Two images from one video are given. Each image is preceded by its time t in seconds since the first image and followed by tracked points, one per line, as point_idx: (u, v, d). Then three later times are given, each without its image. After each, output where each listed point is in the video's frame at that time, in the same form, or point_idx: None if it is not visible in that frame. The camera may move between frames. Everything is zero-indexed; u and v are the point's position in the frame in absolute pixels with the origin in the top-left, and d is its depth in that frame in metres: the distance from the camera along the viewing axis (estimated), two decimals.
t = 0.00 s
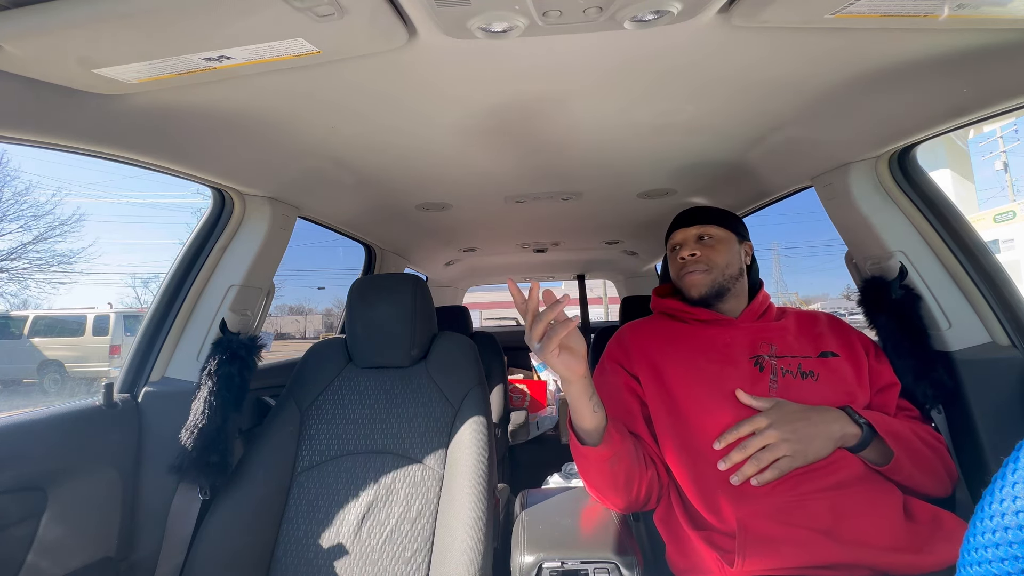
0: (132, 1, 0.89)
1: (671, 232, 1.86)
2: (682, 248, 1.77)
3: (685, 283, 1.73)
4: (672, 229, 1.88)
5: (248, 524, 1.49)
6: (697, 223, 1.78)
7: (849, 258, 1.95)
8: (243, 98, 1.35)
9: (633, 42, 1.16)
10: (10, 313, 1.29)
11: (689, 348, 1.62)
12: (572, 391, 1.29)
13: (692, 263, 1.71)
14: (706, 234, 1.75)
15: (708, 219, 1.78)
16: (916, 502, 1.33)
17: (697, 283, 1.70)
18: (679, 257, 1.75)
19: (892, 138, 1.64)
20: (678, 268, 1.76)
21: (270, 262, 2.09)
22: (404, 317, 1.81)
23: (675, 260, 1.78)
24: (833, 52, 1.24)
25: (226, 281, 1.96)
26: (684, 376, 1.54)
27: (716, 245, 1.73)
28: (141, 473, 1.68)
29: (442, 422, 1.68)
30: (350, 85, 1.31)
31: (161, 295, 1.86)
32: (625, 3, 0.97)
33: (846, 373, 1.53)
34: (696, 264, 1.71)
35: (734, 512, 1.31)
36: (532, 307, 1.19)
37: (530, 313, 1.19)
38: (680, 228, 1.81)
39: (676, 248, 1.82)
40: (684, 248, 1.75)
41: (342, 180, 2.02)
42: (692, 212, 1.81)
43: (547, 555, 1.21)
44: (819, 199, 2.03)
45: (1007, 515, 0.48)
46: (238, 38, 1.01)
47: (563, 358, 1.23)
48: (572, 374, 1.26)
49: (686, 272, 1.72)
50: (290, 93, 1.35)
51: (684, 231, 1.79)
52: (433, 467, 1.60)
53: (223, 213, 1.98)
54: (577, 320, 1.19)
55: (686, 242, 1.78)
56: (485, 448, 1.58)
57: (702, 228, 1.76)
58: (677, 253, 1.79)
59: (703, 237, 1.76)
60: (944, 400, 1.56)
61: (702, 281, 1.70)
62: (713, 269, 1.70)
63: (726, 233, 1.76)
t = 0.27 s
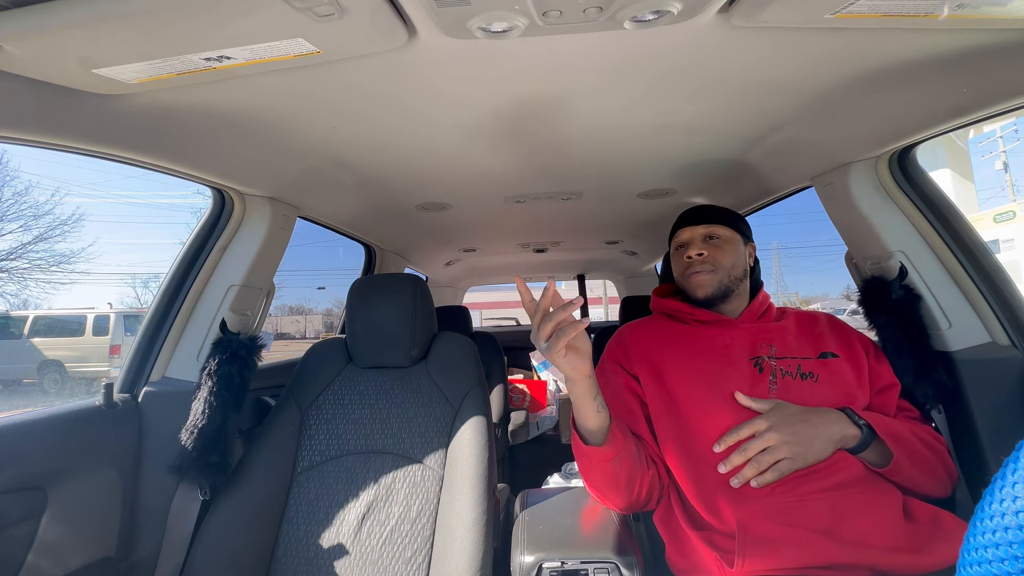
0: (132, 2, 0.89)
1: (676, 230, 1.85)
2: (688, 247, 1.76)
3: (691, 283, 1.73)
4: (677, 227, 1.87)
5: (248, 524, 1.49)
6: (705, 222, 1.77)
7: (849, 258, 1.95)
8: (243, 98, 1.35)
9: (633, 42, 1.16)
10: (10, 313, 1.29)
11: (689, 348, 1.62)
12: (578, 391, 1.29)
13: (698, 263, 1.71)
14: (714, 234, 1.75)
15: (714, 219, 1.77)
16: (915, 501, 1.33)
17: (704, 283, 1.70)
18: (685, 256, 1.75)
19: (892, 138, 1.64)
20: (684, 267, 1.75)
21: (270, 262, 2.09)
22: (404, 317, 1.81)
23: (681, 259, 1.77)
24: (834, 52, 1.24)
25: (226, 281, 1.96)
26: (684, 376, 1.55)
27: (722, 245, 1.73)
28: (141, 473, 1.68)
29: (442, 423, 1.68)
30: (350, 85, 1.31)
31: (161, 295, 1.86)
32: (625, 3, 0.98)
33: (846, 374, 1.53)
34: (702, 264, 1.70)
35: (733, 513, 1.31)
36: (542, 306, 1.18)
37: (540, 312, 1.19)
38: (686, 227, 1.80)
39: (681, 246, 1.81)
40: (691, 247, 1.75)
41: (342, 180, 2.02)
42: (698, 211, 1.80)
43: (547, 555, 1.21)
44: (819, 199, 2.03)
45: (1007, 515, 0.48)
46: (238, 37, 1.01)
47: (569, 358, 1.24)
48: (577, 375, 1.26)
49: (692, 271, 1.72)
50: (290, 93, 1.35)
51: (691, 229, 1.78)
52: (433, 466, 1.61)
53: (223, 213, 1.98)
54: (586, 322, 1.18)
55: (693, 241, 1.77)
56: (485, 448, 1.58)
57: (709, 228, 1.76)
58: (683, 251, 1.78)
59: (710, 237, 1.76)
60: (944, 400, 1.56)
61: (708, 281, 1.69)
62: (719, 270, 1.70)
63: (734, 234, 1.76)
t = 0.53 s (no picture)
0: (132, 2, 0.89)
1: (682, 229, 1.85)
2: (694, 247, 1.75)
3: (695, 282, 1.72)
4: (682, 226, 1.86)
5: (248, 524, 1.49)
6: (711, 222, 1.77)
7: (849, 258, 1.95)
8: (243, 98, 1.35)
9: (633, 43, 1.16)
10: (10, 313, 1.29)
11: (689, 348, 1.62)
12: (585, 393, 1.29)
13: (704, 263, 1.70)
14: (720, 234, 1.75)
15: (721, 219, 1.77)
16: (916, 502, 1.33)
17: (709, 283, 1.69)
18: (691, 255, 1.74)
19: (892, 138, 1.64)
20: (689, 267, 1.75)
21: (270, 262, 2.09)
22: (404, 317, 1.81)
23: (686, 259, 1.77)
24: (834, 52, 1.24)
25: (226, 281, 1.96)
26: (684, 376, 1.55)
27: (728, 246, 1.73)
28: (141, 473, 1.68)
29: (442, 423, 1.68)
30: (349, 85, 1.31)
31: (161, 295, 1.87)
32: (625, 3, 0.98)
33: (847, 375, 1.53)
34: (708, 264, 1.70)
35: (733, 513, 1.31)
36: (554, 307, 1.18)
37: (551, 312, 1.18)
38: (693, 226, 1.80)
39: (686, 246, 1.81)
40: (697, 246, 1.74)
41: (342, 180, 2.02)
42: (705, 210, 1.80)
43: (547, 555, 1.21)
44: (819, 199, 2.03)
45: (1007, 515, 0.48)
46: (238, 38, 1.01)
47: (578, 359, 1.23)
48: (585, 376, 1.25)
49: (698, 270, 1.71)
50: (290, 93, 1.35)
51: (697, 228, 1.78)
52: (433, 467, 1.60)
53: (223, 213, 1.98)
54: (597, 325, 1.18)
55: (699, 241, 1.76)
56: (485, 448, 1.58)
57: (716, 229, 1.75)
58: (688, 251, 1.77)
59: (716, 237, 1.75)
60: (944, 400, 1.56)
61: (713, 281, 1.69)
62: (724, 270, 1.69)
63: (739, 235, 1.76)
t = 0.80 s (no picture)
0: (132, 2, 0.89)
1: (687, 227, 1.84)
2: (701, 246, 1.74)
3: (703, 282, 1.71)
4: (687, 224, 1.85)
5: (248, 524, 1.49)
6: (718, 221, 1.77)
7: (849, 258, 1.95)
8: (243, 98, 1.35)
9: (633, 42, 1.17)
10: (10, 313, 1.29)
11: (690, 347, 1.62)
12: (590, 394, 1.29)
13: (712, 263, 1.70)
14: (727, 234, 1.74)
15: (728, 219, 1.77)
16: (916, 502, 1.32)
17: (716, 284, 1.69)
18: (698, 255, 1.73)
19: (892, 138, 1.64)
20: (695, 266, 1.74)
21: (270, 262, 2.09)
22: (404, 316, 1.81)
23: (692, 258, 1.76)
24: (834, 52, 1.24)
25: (226, 281, 1.96)
26: (685, 376, 1.55)
27: (735, 246, 1.73)
28: (141, 473, 1.68)
29: (442, 422, 1.68)
30: (349, 85, 1.31)
31: (161, 295, 1.87)
32: (625, 3, 0.98)
33: (847, 375, 1.53)
34: (716, 264, 1.69)
35: (733, 513, 1.31)
36: (565, 307, 1.16)
37: (562, 312, 1.17)
38: (699, 225, 1.79)
39: (692, 244, 1.80)
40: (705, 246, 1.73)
41: (342, 180, 2.02)
42: (712, 209, 1.79)
43: (547, 555, 1.21)
44: (819, 199, 2.03)
45: (1007, 515, 0.48)
46: (239, 38, 1.01)
47: (587, 360, 1.24)
48: (593, 376, 1.27)
49: (705, 269, 1.71)
50: (290, 93, 1.35)
51: (704, 227, 1.77)
52: (433, 467, 1.60)
53: (223, 213, 1.98)
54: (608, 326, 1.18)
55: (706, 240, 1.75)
56: (485, 448, 1.58)
57: (723, 228, 1.75)
58: (695, 250, 1.76)
59: (722, 237, 1.75)
60: (944, 400, 1.56)
61: (720, 282, 1.69)
62: (731, 271, 1.69)
63: (746, 236, 1.76)
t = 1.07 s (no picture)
0: (132, 2, 0.89)
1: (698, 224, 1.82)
2: (715, 244, 1.73)
3: (714, 279, 1.70)
4: (698, 221, 1.84)
5: (248, 524, 1.49)
6: (731, 221, 1.76)
7: (849, 257, 1.95)
8: (243, 98, 1.35)
9: (633, 43, 1.17)
10: (10, 313, 1.29)
11: (691, 346, 1.62)
12: (606, 396, 1.29)
13: (725, 261, 1.69)
14: (741, 234, 1.74)
15: (742, 220, 1.76)
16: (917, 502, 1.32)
17: (729, 282, 1.68)
18: (711, 253, 1.72)
19: (892, 138, 1.64)
20: (708, 263, 1.72)
21: (270, 262, 2.09)
22: (404, 316, 1.81)
23: (704, 255, 1.74)
24: (834, 52, 1.24)
25: (226, 281, 1.96)
26: (686, 375, 1.55)
27: (748, 247, 1.72)
28: (141, 473, 1.68)
29: (442, 422, 1.68)
30: (349, 85, 1.31)
31: (161, 295, 1.87)
32: (625, 3, 0.98)
33: (848, 374, 1.53)
34: (729, 262, 1.68)
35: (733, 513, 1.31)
36: (599, 311, 1.15)
37: (595, 315, 1.16)
38: (712, 223, 1.77)
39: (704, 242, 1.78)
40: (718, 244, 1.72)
41: (342, 180, 2.02)
42: (726, 208, 1.78)
43: (547, 555, 1.21)
44: (819, 199, 2.03)
45: (1007, 515, 0.48)
46: (239, 38, 1.01)
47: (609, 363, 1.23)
48: (611, 380, 1.26)
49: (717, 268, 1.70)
50: (290, 93, 1.35)
51: (718, 226, 1.76)
52: (433, 467, 1.60)
53: (223, 213, 1.99)
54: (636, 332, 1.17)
55: (719, 238, 1.74)
56: (485, 448, 1.58)
57: (737, 228, 1.74)
58: (707, 247, 1.75)
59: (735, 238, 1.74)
60: (944, 400, 1.56)
61: (732, 280, 1.68)
62: (743, 272, 1.69)
63: (757, 237, 1.76)
